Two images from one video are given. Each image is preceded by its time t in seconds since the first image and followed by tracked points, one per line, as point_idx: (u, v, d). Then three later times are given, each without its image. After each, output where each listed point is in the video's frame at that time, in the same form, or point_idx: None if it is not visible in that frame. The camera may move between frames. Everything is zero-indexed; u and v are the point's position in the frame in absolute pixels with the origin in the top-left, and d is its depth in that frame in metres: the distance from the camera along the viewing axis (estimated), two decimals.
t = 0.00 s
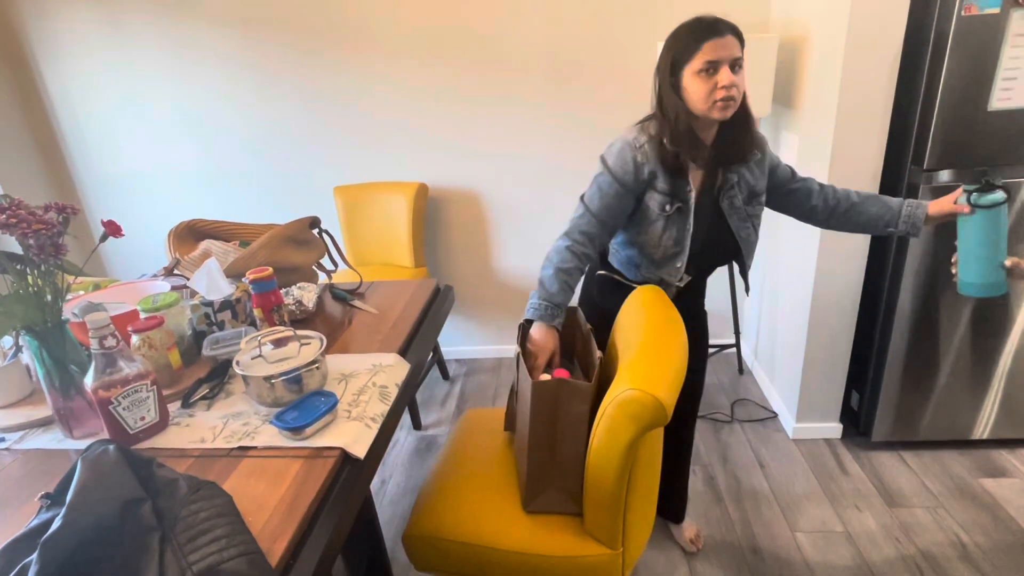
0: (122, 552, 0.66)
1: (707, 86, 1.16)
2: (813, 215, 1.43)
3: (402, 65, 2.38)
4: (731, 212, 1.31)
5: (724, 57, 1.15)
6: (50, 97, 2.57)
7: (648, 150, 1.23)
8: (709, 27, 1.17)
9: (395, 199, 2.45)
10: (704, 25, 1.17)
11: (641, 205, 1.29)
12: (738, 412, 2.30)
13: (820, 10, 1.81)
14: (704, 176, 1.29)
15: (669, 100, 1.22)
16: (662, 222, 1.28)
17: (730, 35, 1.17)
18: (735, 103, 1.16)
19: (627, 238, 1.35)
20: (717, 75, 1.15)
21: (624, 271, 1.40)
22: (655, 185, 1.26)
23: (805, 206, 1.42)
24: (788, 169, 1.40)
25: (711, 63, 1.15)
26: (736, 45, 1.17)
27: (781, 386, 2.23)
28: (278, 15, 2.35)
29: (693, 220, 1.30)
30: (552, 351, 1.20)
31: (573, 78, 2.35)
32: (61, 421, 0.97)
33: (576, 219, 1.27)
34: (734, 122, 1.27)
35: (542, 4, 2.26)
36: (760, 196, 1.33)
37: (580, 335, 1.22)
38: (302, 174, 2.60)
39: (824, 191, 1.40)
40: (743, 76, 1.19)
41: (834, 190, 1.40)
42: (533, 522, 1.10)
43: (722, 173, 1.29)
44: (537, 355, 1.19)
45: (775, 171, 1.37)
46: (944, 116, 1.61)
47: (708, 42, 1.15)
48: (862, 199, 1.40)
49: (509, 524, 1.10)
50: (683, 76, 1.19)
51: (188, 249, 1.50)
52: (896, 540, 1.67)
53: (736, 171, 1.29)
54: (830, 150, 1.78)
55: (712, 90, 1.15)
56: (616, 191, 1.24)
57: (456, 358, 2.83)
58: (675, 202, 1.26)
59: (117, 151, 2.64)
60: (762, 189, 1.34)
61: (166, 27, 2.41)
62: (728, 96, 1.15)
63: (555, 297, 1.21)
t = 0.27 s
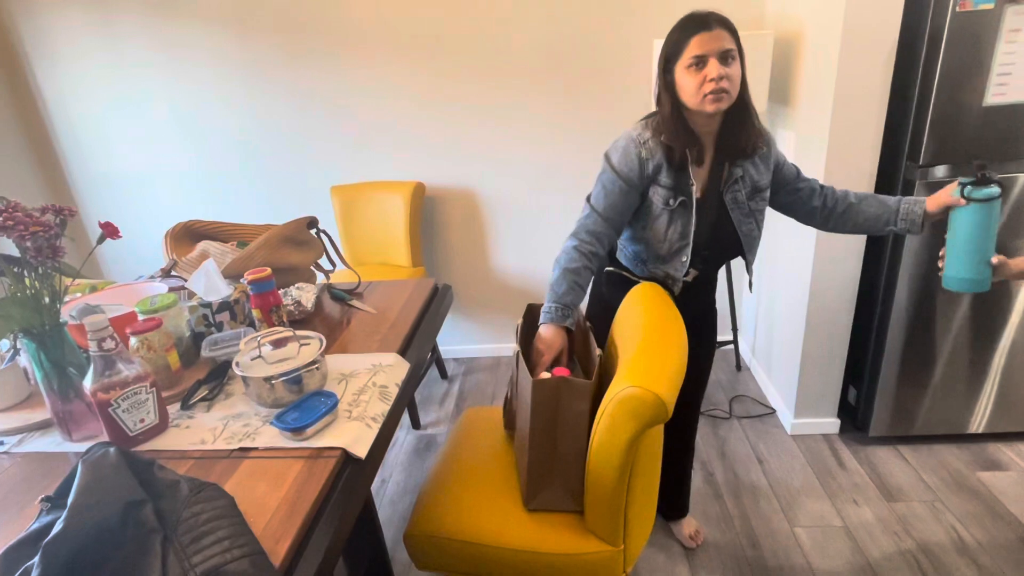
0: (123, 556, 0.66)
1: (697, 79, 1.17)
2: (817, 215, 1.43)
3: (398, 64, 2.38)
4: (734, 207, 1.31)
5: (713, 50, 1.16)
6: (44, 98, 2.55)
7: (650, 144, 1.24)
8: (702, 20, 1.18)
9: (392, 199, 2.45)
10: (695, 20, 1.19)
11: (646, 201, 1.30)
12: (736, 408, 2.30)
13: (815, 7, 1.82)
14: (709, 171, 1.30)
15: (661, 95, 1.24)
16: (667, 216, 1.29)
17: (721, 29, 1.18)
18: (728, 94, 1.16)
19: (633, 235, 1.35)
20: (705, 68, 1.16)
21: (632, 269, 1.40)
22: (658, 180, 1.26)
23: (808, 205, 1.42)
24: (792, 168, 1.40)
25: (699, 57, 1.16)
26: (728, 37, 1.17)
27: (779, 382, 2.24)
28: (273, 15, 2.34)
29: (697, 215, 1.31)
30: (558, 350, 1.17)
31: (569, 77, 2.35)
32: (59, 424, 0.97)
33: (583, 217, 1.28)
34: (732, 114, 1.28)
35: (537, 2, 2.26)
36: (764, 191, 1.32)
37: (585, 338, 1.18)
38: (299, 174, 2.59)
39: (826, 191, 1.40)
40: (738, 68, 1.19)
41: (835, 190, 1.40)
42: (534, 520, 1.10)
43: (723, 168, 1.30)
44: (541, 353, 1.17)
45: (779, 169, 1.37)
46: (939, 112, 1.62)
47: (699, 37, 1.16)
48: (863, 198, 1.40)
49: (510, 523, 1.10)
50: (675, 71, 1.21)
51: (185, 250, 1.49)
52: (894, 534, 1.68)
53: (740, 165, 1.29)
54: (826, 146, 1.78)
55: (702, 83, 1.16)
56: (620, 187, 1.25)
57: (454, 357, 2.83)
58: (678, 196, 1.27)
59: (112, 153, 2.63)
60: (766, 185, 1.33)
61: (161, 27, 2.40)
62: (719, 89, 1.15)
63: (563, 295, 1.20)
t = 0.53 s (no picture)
0: (110, 567, 0.67)
1: (661, 82, 1.19)
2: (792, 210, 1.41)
3: (389, 66, 2.38)
4: (709, 203, 1.30)
5: (677, 53, 1.18)
6: (33, 102, 2.54)
7: (620, 146, 1.27)
8: (667, 22, 1.22)
9: (385, 201, 2.44)
10: (660, 23, 1.22)
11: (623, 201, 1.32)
12: (729, 407, 2.31)
13: (805, 8, 1.82)
14: (682, 168, 1.30)
15: (632, 96, 1.27)
16: (642, 214, 1.30)
17: (685, 31, 1.20)
18: (691, 94, 1.18)
19: (614, 235, 1.37)
20: (668, 70, 1.18)
21: (616, 269, 1.41)
22: (632, 180, 1.28)
23: (784, 201, 1.41)
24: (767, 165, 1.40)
25: (662, 60, 1.19)
26: (693, 40, 1.20)
27: (772, 381, 2.25)
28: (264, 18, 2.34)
29: (672, 212, 1.31)
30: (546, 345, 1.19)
31: (560, 77, 2.35)
32: (48, 433, 0.97)
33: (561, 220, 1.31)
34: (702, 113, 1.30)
35: (529, 5, 2.26)
36: (739, 187, 1.31)
37: (575, 337, 1.21)
38: (290, 177, 2.58)
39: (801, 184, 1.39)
40: (702, 70, 1.20)
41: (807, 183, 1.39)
42: (527, 524, 1.10)
43: (697, 165, 1.30)
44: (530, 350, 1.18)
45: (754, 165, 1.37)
46: (928, 111, 1.63)
47: (664, 40, 1.19)
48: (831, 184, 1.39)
49: (501, 526, 1.10)
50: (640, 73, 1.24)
51: (176, 256, 1.49)
52: (887, 532, 1.68)
53: (714, 161, 1.29)
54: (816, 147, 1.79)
55: (665, 85, 1.18)
56: (592, 189, 1.28)
57: (448, 359, 2.83)
58: (651, 194, 1.28)
59: (103, 157, 2.61)
60: (741, 180, 1.32)
61: (151, 31, 2.39)
62: (680, 91, 1.17)
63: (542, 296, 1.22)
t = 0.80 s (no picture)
0: None
1: (609, 97, 1.20)
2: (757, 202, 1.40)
3: (382, 70, 2.37)
4: (672, 201, 1.31)
5: (624, 73, 1.17)
6: (24, 107, 2.53)
7: (578, 151, 1.32)
8: (618, 30, 1.21)
9: (378, 204, 2.44)
10: (611, 34, 1.21)
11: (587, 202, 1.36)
12: (724, 408, 2.31)
13: (795, 10, 1.83)
14: (642, 171, 1.32)
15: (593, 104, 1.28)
16: (604, 214, 1.33)
17: (633, 47, 1.18)
18: (637, 115, 1.19)
19: (581, 237, 1.41)
20: (615, 87, 1.18)
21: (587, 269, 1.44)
22: (591, 181, 1.32)
23: (747, 194, 1.40)
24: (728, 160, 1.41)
25: (609, 79, 1.19)
26: (643, 59, 1.18)
27: (765, 381, 2.25)
28: (256, 22, 2.33)
29: (634, 211, 1.33)
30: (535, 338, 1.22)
31: (553, 79, 2.35)
32: (36, 442, 0.96)
33: (529, 224, 1.39)
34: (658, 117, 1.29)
35: (521, 7, 2.27)
36: (699, 184, 1.33)
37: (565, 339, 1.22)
38: (283, 180, 2.58)
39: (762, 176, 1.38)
40: (651, 86, 1.20)
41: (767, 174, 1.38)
42: (520, 528, 1.10)
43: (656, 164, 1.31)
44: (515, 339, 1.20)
45: (714, 163, 1.38)
46: (918, 113, 1.63)
47: (614, 57, 1.18)
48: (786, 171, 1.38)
49: (495, 531, 1.10)
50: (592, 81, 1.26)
51: (166, 261, 1.48)
52: (881, 531, 1.69)
53: (672, 160, 1.31)
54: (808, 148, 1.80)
55: (612, 102, 1.19)
56: (554, 193, 1.34)
57: (443, 361, 2.83)
58: (610, 194, 1.31)
59: (94, 161, 2.60)
60: (702, 178, 1.34)
61: (142, 35, 2.38)
62: (625, 112, 1.18)
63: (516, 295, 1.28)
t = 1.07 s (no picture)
0: None
1: (554, 104, 1.28)
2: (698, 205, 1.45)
3: (377, 72, 2.37)
4: (618, 202, 1.38)
5: (567, 82, 1.25)
6: (17, 111, 2.52)
7: (526, 160, 1.40)
8: (561, 39, 1.29)
9: (374, 206, 2.44)
10: (556, 44, 1.28)
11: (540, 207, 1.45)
12: (721, 408, 2.31)
13: (789, 11, 1.84)
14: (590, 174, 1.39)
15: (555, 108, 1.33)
16: (550, 217, 1.41)
17: (575, 57, 1.26)
18: (581, 120, 1.28)
19: (536, 242, 1.49)
20: (558, 94, 1.27)
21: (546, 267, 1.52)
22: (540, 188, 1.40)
23: (694, 194, 1.47)
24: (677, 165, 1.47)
25: (554, 87, 1.27)
26: (584, 68, 1.26)
27: (762, 382, 2.26)
28: (251, 25, 2.33)
29: (580, 214, 1.40)
30: (518, 312, 1.26)
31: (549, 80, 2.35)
32: (30, 448, 0.95)
33: (491, 232, 1.51)
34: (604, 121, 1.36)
35: (516, 9, 2.27)
36: (644, 186, 1.40)
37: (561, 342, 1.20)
38: (278, 183, 2.57)
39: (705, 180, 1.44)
40: (594, 93, 1.28)
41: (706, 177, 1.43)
42: (518, 531, 1.09)
43: (600, 166, 1.39)
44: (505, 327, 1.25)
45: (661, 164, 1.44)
46: (912, 112, 1.64)
47: (557, 66, 1.26)
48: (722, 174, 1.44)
49: (492, 534, 1.09)
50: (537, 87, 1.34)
51: (161, 266, 1.47)
52: (878, 531, 1.69)
53: (616, 162, 1.37)
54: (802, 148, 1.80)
55: (556, 108, 1.28)
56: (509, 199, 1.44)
57: (440, 364, 2.82)
58: (554, 198, 1.39)
59: (88, 165, 2.59)
60: (647, 180, 1.40)
61: (136, 39, 2.38)
62: (569, 118, 1.27)
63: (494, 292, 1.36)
